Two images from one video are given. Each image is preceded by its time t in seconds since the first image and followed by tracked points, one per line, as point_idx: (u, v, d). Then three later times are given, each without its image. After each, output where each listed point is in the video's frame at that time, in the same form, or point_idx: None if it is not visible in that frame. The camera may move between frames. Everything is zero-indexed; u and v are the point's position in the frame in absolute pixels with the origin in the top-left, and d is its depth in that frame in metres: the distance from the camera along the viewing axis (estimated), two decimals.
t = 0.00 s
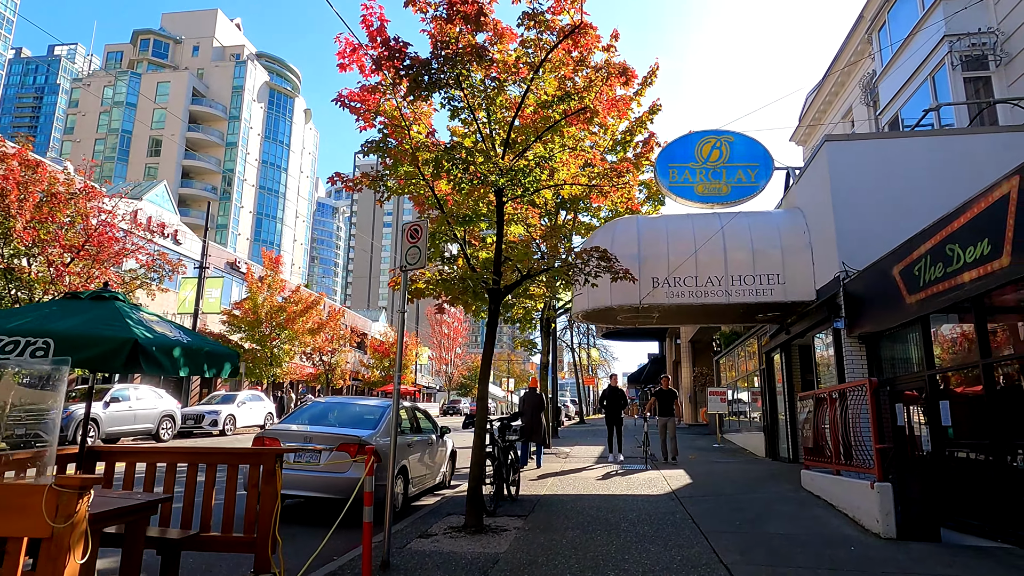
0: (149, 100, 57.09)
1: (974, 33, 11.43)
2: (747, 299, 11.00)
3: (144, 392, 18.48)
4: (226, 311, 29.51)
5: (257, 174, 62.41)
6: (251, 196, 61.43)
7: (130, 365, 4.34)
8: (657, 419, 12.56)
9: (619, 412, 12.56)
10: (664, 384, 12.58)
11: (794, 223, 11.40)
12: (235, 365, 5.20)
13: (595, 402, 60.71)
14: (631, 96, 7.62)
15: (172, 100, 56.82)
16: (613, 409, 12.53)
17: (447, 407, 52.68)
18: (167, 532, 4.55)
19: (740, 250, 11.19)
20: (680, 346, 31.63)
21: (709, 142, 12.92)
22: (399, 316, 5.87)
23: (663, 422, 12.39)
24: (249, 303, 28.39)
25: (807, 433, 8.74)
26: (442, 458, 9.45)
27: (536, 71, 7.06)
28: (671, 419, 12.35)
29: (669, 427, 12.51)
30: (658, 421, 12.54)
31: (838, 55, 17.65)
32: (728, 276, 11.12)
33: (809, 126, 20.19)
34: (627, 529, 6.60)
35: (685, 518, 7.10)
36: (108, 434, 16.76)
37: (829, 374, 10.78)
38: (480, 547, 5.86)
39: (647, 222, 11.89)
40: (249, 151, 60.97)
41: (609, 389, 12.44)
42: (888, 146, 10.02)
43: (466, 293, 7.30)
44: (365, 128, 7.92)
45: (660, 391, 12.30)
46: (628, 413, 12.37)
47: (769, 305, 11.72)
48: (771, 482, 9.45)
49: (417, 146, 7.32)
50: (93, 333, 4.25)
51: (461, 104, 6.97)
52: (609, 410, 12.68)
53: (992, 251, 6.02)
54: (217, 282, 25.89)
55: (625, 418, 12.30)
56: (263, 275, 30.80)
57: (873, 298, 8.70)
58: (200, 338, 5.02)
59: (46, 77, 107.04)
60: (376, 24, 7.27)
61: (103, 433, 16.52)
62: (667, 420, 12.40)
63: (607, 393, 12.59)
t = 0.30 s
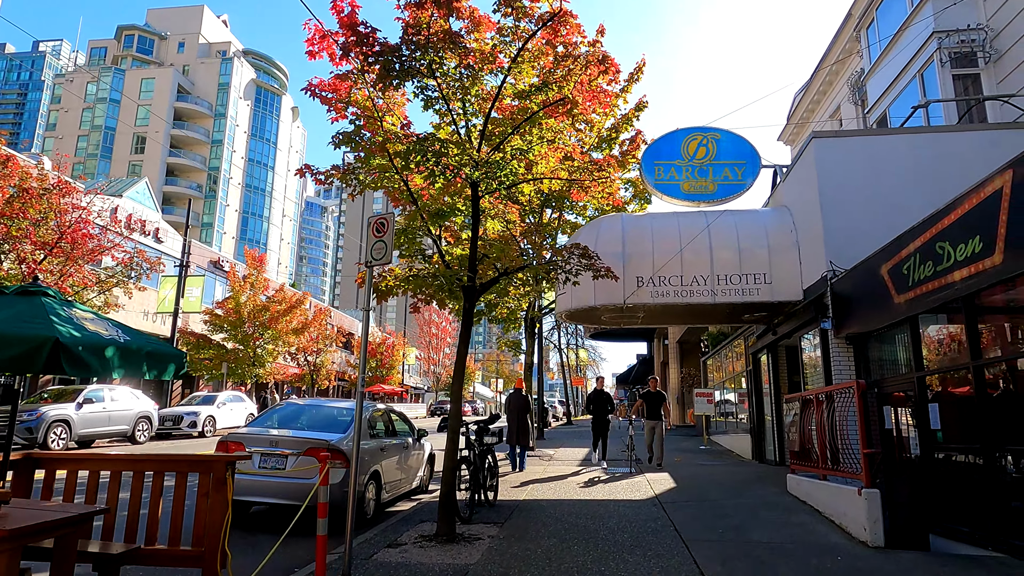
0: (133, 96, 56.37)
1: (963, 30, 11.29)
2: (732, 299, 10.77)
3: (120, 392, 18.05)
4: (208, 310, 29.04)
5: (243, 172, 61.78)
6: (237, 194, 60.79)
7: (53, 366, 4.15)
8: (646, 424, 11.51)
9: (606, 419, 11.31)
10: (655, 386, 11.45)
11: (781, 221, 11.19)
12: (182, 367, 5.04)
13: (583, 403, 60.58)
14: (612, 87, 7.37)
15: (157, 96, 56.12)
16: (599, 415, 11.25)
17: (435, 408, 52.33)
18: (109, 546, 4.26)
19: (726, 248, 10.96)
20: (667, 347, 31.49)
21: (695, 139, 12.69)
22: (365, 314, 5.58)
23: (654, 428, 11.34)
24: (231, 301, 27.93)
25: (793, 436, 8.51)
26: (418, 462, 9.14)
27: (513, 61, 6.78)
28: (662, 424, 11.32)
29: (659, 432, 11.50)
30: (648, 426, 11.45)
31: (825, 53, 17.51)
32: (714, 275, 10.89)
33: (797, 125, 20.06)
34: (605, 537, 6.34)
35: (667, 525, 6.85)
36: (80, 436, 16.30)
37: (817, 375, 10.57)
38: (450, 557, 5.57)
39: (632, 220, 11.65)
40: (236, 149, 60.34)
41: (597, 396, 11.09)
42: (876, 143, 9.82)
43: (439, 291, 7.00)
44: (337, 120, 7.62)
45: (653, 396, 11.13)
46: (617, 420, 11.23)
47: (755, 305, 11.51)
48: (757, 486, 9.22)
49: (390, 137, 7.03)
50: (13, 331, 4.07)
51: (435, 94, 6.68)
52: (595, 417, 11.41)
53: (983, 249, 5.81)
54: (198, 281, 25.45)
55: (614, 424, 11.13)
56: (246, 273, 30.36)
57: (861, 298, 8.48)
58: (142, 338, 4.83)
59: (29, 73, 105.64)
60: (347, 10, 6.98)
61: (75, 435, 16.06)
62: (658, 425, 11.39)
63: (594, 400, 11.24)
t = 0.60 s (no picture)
0: (122, 93, 55.81)
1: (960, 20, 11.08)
2: (724, 295, 10.50)
3: (102, 391, 17.66)
4: (196, 308, 28.63)
5: (234, 170, 61.28)
6: (228, 192, 60.28)
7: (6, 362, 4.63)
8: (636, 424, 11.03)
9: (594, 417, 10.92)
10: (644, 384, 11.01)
11: (775, 216, 10.93)
12: (125, 361, 5.57)
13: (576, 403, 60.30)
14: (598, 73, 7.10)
15: (146, 93, 55.53)
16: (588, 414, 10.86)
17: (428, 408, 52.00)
18: (51, 554, 3.95)
19: (718, 243, 10.69)
20: (661, 346, 31.25)
21: (687, 132, 12.43)
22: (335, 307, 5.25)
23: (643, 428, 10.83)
24: (218, 300, 27.54)
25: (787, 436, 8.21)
26: (400, 463, 8.82)
27: (495, 42, 6.49)
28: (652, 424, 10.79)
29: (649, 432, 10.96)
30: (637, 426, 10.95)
31: (819, 47, 17.29)
32: (706, 271, 10.62)
33: (791, 121, 19.85)
34: (590, 542, 6.05)
35: (656, 528, 6.56)
36: (59, 436, 15.90)
37: (811, 373, 10.31)
38: (424, 564, 5.26)
39: (623, 214, 11.38)
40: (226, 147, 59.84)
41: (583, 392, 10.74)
42: (872, 135, 9.57)
43: (418, 285, 6.70)
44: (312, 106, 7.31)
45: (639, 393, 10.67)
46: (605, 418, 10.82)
47: (748, 302, 11.26)
48: (750, 488, 8.95)
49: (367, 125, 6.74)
50: None
51: (412, 78, 6.38)
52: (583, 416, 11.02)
53: (985, 239, 5.55)
54: (183, 278, 25.08)
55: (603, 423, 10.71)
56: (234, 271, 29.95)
57: (856, 293, 8.22)
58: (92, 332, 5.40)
59: (18, 70, 104.80)
60: None
61: (53, 436, 15.66)
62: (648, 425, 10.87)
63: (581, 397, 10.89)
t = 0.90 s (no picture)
0: (121, 92, 55.67)
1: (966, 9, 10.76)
2: (724, 292, 10.21)
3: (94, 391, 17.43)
4: (193, 308, 28.41)
5: (235, 170, 61.13)
6: (228, 192, 60.11)
7: None
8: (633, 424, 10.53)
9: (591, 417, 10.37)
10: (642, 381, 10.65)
11: (775, 211, 10.64)
12: (73, 358, 5.30)
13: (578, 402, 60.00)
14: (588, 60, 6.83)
15: (146, 93, 55.38)
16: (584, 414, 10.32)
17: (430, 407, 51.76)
18: None
19: (717, 239, 10.40)
20: (662, 345, 30.94)
21: (686, 126, 12.13)
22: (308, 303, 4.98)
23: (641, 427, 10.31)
24: (215, 299, 27.32)
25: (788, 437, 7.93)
26: (391, 463, 8.53)
27: (481, 26, 6.21)
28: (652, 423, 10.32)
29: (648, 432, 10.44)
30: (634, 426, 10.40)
31: (822, 40, 16.97)
32: (705, 267, 10.32)
33: (793, 117, 19.54)
34: (579, 548, 5.78)
35: (649, 534, 6.28)
36: (49, 437, 15.68)
37: (812, 372, 10.01)
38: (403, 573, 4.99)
39: (620, 209, 11.10)
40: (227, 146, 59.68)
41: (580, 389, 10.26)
42: (875, 126, 9.29)
43: (401, 281, 6.44)
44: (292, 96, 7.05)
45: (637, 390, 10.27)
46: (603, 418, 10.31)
47: (748, 299, 10.97)
48: (749, 490, 8.66)
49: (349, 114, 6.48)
50: None
51: (393, 64, 6.11)
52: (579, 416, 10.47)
53: (995, 230, 5.26)
54: (179, 278, 24.87)
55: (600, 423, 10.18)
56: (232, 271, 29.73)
57: (859, 289, 7.94)
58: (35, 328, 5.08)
59: (21, 71, 104.92)
60: None
61: (44, 436, 15.44)
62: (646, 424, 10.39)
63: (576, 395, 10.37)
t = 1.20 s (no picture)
0: (123, 92, 55.62)
1: None
2: (722, 290, 9.92)
3: (87, 391, 17.24)
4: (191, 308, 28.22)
5: (236, 170, 61.02)
6: (230, 192, 59.99)
7: None
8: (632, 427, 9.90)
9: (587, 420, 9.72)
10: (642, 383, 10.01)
11: (776, 206, 10.34)
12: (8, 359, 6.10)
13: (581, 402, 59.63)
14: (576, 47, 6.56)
15: (147, 93, 55.29)
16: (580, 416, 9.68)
17: (432, 407, 51.54)
18: None
19: (715, 235, 10.11)
20: (665, 345, 30.62)
21: (683, 120, 11.84)
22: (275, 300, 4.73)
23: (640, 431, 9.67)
24: (212, 299, 27.12)
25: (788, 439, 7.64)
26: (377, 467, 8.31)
27: (463, 10, 5.93)
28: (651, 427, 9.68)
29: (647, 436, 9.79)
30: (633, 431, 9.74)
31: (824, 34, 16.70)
32: (703, 264, 10.04)
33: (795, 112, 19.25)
34: (564, 558, 5.51)
35: (640, 543, 6.00)
36: (41, 439, 15.49)
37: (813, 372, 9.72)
38: None
39: (615, 206, 10.82)
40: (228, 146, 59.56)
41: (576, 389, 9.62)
42: (877, 118, 8.99)
43: (382, 278, 6.18)
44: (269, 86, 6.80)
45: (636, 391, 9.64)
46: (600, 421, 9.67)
47: (748, 296, 10.68)
48: (747, 494, 8.37)
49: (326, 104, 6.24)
50: None
51: (370, 52, 5.86)
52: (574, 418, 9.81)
53: (1002, 222, 4.97)
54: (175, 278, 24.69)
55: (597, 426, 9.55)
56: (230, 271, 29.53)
57: (861, 286, 7.65)
58: None
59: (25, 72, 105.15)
60: None
61: (34, 438, 15.25)
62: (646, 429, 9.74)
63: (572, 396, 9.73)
